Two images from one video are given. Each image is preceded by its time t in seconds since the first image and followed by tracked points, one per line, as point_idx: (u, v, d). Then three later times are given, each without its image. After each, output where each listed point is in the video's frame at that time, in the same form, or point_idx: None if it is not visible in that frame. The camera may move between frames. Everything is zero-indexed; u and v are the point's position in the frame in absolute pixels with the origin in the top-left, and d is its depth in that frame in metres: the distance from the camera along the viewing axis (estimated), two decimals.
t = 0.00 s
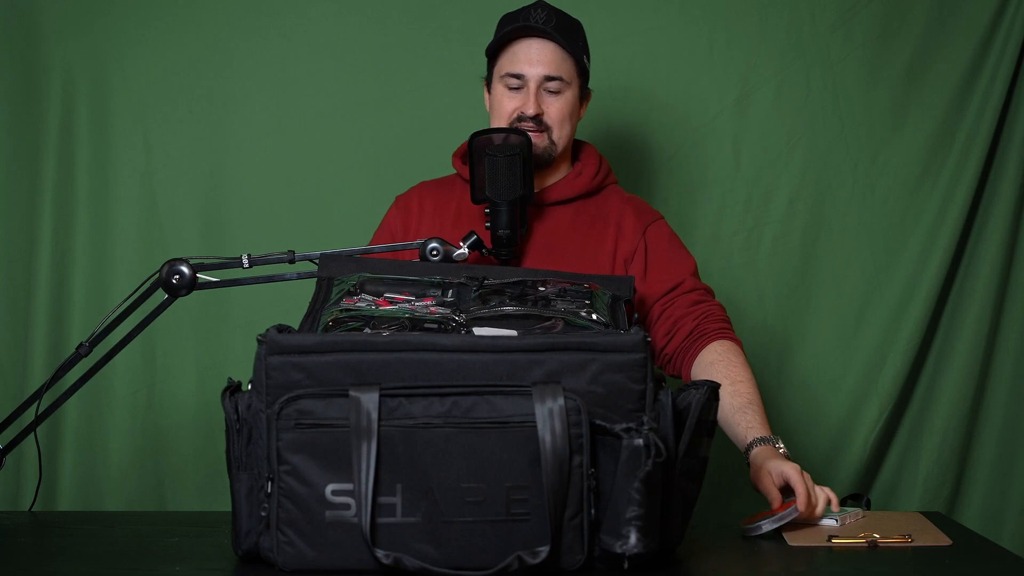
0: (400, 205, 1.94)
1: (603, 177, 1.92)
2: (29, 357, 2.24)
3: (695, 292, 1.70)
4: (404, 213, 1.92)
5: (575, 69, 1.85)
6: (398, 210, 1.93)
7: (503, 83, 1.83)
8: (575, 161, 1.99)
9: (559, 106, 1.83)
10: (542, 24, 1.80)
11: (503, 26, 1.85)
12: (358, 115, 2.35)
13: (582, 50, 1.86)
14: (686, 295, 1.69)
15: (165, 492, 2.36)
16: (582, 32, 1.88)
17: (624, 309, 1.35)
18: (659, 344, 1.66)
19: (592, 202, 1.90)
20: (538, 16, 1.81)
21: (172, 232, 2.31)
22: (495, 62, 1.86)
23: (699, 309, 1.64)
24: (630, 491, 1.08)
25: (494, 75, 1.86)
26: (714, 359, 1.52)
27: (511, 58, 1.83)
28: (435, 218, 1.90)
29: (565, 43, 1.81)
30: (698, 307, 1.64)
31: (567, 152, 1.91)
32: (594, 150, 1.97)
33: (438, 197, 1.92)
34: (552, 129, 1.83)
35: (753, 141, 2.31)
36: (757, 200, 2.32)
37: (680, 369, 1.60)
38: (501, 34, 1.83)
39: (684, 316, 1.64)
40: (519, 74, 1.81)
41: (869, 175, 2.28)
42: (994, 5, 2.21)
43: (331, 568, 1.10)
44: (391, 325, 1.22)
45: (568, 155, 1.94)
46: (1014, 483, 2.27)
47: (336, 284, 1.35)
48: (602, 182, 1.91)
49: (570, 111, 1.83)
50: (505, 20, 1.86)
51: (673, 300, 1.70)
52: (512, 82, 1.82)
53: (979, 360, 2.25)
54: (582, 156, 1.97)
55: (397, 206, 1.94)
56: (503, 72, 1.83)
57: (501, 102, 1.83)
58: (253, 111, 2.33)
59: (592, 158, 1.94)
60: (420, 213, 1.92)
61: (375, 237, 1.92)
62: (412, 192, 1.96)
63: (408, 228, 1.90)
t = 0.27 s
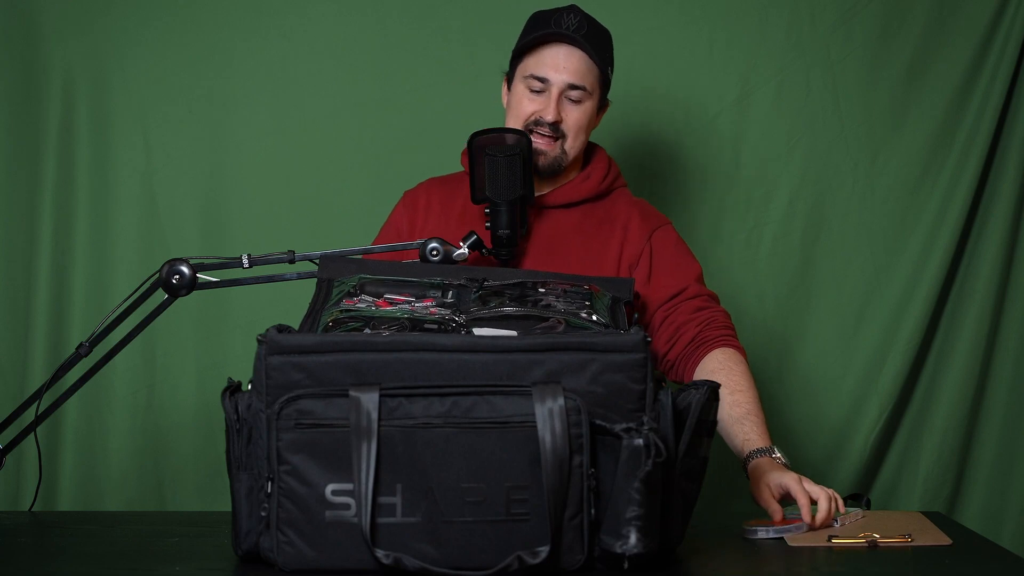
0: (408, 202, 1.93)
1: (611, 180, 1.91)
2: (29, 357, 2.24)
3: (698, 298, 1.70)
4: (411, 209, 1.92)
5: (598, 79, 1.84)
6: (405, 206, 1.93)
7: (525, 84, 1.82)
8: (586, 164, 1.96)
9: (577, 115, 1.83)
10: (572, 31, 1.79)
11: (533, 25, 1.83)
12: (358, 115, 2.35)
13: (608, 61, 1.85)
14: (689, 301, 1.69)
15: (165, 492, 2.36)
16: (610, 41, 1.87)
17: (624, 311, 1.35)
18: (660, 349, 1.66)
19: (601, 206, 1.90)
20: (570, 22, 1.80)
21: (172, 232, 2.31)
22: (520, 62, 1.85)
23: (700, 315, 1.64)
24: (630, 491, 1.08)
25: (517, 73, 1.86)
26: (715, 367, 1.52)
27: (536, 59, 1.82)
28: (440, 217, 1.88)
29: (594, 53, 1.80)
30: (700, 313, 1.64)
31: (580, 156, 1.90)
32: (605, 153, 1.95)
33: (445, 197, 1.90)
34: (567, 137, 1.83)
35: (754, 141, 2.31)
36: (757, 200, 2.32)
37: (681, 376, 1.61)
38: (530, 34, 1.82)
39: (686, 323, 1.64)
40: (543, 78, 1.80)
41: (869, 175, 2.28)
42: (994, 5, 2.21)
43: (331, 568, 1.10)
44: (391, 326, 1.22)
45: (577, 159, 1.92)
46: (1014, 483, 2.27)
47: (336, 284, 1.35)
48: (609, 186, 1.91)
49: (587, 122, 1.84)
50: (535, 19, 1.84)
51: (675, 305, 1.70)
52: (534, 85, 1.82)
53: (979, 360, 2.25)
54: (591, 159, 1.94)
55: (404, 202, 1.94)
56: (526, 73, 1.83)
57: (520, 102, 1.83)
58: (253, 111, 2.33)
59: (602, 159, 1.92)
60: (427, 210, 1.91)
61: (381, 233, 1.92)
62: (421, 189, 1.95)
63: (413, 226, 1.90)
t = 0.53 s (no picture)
0: (409, 203, 1.94)
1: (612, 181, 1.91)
2: (29, 357, 2.24)
3: (708, 302, 1.71)
4: (413, 209, 1.92)
5: (601, 84, 1.84)
6: (406, 208, 1.93)
7: (528, 86, 1.81)
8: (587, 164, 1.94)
9: (579, 119, 1.82)
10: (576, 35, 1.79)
11: (537, 28, 1.83)
12: (358, 115, 2.35)
13: (612, 66, 1.85)
14: (700, 305, 1.70)
15: (165, 492, 2.36)
16: (614, 46, 1.87)
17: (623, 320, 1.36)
18: (672, 353, 1.68)
19: (601, 206, 1.90)
20: (574, 26, 1.80)
21: (172, 232, 2.31)
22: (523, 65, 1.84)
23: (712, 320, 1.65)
24: (630, 491, 1.08)
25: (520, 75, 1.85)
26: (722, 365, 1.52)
27: (541, 62, 1.81)
28: (442, 216, 1.88)
29: (598, 56, 1.80)
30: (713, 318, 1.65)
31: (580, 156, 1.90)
32: (605, 152, 1.94)
33: (447, 197, 1.90)
34: (568, 141, 1.82)
35: (754, 141, 2.31)
36: (757, 200, 2.32)
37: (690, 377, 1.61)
38: (536, 36, 1.81)
39: (698, 326, 1.65)
40: (546, 81, 1.79)
41: (869, 175, 2.28)
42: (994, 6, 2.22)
43: (331, 568, 1.10)
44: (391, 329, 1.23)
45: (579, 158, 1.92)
46: (1014, 483, 2.27)
47: (336, 292, 1.35)
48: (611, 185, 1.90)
49: (589, 126, 1.83)
50: (540, 22, 1.84)
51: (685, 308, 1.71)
52: (537, 87, 1.81)
53: (979, 360, 2.25)
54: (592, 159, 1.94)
55: (406, 203, 1.94)
56: (530, 75, 1.82)
57: (523, 104, 1.82)
58: (253, 111, 2.33)
59: (603, 159, 1.91)
60: (428, 211, 1.91)
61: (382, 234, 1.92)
62: (423, 189, 1.96)
63: (415, 226, 1.90)
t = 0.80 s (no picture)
0: (406, 207, 1.93)
1: (609, 178, 1.91)
2: (29, 357, 2.24)
3: (716, 291, 1.75)
4: (409, 213, 1.92)
5: (596, 84, 1.84)
6: (403, 212, 1.92)
7: (524, 87, 1.81)
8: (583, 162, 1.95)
9: (575, 119, 1.82)
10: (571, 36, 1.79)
11: (532, 28, 1.83)
12: (358, 115, 2.35)
13: (607, 66, 1.85)
14: (708, 292, 1.74)
15: (165, 492, 2.36)
16: (609, 46, 1.87)
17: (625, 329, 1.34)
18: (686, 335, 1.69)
19: (599, 203, 1.90)
20: (569, 26, 1.80)
21: (172, 232, 2.31)
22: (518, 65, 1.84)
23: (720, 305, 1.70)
24: (630, 491, 1.08)
25: (515, 76, 1.84)
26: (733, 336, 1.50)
27: (536, 63, 1.81)
28: (441, 218, 1.89)
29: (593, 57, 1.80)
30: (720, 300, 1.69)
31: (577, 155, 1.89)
32: (602, 151, 1.94)
33: (444, 199, 1.91)
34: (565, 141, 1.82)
35: (754, 141, 2.31)
36: (757, 200, 2.32)
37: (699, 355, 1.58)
38: (530, 37, 1.81)
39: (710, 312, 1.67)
40: (542, 82, 1.79)
41: (869, 175, 2.28)
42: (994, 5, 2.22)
43: (331, 568, 1.10)
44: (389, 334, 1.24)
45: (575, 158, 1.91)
46: (1014, 483, 2.27)
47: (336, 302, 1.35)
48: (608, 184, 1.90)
49: (585, 126, 1.83)
50: (534, 22, 1.83)
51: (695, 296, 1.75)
52: (533, 88, 1.81)
53: (978, 360, 2.25)
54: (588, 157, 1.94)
55: (402, 208, 1.93)
56: (525, 77, 1.81)
57: (519, 106, 1.81)
58: (253, 111, 2.33)
59: (599, 158, 1.91)
60: (425, 213, 1.91)
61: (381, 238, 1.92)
62: (419, 193, 1.95)
63: (413, 230, 1.89)
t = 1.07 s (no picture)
0: (399, 212, 1.93)
1: (602, 174, 1.91)
2: (30, 357, 2.24)
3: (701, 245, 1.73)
4: (403, 218, 1.92)
5: (591, 79, 1.84)
6: (397, 216, 1.92)
7: (519, 86, 1.82)
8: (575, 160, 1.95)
9: (572, 116, 1.82)
10: (563, 34, 1.79)
11: (524, 28, 1.83)
12: (358, 115, 2.35)
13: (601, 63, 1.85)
14: (691, 252, 1.73)
15: (165, 492, 2.36)
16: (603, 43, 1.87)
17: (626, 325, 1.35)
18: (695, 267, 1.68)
19: (591, 199, 1.90)
20: (562, 25, 1.80)
21: (172, 232, 2.31)
22: (512, 64, 1.84)
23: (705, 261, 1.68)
24: (630, 491, 1.08)
25: (509, 75, 1.85)
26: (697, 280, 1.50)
27: (530, 62, 1.81)
28: (436, 221, 1.89)
29: (587, 54, 1.80)
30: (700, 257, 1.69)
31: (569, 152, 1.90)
32: (592, 147, 1.96)
33: (438, 202, 1.92)
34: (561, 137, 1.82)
35: (754, 141, 2.31)
36: (757, 200, 2.32)
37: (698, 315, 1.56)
38: (524, 37, 1.81)
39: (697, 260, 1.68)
40: (537, 81, 1.80)
41: (869, 175, 2.28)
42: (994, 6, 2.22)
43: (331, 568, 1.10)
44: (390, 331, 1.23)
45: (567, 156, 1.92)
46: (1014, 483, 2.27)
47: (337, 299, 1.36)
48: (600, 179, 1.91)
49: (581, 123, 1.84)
50: (527, 21, 1.83)
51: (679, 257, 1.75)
52: (528, 87, 1.81)
53: (978, 360, 2.25)
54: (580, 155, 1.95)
55: (396, 213, 1.93)
56: (520, 76, 1.82)
57: (515, 104, 1.82)
58: (253, 111, 2.33)
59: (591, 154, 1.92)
60: (419, 218, 1.91)
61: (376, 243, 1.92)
62: (411, 198, 1.95)
63: (408, 234, 1.90)
